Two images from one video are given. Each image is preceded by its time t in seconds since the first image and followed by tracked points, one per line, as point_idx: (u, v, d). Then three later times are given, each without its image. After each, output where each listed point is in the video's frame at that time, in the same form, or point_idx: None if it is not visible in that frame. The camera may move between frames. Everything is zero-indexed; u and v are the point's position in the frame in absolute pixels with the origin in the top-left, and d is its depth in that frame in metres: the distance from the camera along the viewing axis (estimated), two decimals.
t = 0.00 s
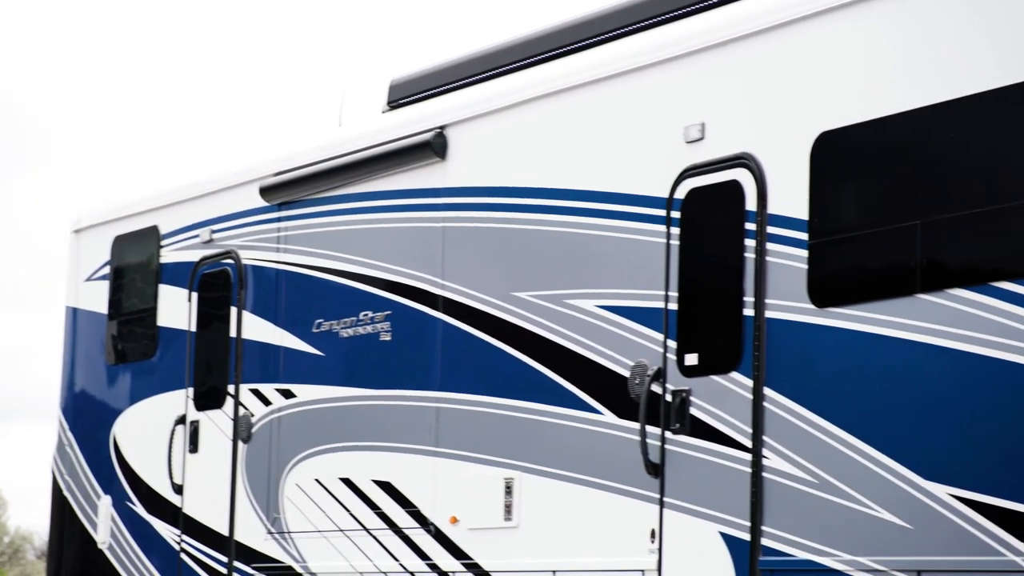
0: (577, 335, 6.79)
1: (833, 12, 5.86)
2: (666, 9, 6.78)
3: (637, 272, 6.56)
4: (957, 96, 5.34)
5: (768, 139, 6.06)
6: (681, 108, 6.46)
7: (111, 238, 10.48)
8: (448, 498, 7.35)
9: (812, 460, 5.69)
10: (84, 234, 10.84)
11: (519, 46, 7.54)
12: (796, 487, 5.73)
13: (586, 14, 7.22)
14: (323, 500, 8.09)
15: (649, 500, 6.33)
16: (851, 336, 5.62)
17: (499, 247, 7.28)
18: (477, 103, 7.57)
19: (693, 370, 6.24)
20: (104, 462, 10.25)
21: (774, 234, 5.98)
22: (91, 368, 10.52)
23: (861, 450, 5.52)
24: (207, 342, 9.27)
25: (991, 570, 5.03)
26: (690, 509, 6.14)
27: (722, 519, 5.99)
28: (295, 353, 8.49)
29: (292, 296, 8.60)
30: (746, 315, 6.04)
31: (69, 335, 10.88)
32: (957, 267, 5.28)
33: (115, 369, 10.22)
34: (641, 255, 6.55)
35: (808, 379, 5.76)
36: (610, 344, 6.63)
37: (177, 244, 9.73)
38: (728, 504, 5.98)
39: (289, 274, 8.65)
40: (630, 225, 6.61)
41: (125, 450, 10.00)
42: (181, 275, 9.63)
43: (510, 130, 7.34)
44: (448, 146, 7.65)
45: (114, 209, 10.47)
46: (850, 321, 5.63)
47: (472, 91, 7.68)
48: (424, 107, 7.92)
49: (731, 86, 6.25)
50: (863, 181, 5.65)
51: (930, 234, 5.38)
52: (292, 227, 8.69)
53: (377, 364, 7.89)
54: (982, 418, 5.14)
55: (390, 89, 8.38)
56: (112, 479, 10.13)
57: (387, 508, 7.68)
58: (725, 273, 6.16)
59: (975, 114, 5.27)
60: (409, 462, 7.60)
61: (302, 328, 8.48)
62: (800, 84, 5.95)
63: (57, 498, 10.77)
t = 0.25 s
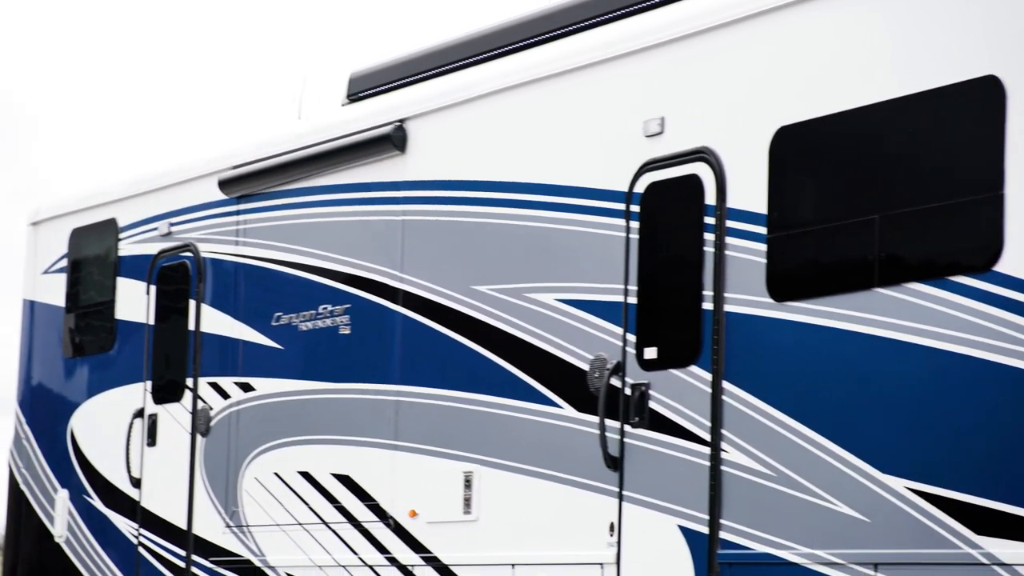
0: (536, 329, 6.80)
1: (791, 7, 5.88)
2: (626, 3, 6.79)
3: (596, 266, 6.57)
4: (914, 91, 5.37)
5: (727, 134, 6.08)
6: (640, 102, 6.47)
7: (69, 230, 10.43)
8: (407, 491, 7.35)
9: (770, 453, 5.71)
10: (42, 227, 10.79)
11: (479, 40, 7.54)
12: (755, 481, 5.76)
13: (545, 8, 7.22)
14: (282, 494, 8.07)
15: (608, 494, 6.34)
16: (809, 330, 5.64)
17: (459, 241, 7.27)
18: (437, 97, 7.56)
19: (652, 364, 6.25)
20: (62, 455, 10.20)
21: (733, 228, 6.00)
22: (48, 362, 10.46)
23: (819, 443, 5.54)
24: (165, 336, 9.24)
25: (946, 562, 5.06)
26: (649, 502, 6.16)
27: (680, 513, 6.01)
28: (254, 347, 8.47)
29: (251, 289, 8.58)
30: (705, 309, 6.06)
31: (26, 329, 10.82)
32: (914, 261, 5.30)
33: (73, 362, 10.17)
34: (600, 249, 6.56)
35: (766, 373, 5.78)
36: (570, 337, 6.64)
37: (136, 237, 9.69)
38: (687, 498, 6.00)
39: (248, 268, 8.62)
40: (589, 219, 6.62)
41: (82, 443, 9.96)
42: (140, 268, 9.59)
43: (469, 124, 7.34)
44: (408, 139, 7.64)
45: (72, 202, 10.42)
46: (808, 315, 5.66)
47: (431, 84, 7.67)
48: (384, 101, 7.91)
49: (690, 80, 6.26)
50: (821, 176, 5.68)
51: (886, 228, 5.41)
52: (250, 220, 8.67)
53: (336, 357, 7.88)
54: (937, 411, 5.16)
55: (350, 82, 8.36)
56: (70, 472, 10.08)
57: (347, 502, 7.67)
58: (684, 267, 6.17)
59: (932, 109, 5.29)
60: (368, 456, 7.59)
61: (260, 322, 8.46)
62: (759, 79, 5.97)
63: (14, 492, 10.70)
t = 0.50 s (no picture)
0: (496, 322, 6.80)
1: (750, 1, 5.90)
2: None
3: (555, 258, 6.57)
4: (872, 86, 5.39)
5: (686, 128, 6.09)
6: (599, 95, 6.48)
7: (25, 222, 10.37)
8: (366, 484, 7.34)
9: (729, 446, 5.73)
10: None
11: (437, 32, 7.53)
12: (714, 473, 5.77)
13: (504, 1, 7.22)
14: (240, 486, 8.06)
15: (567, 486, 6.35)
16: (767, 323, 5.66)
17: (418, 234, 7.26)
18: (396, 89, 7.55)
19: (612, 356, 6.27)
20: (18, 448, 10.15)
21: (692, 221, 6.01)
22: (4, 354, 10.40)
23: (777, 436, 5.56)
24: (122, 328, 9.20)
25: (902, 554, 5.08)
26: (608, 494, 6.17)
27: (639, 505, 6.02)
28: (212, 339, 8.44)
29: (209, 281, 8.55)
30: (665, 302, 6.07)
31: None
32: (872, 255, 5.33)
33: (29, 354, 10.12)
34: (559, 242, 6.56)
35: (725, 366, 5.79)
36: (529, 330, 6.64)
37: (93, 228, 9.64)
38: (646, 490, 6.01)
39: (206, 260, 8.60)
40: (549, 212, 6.63)
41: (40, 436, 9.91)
42: (97, 260, 9.55)
43: (429, 116, 7.33)
44: (366, 131, 7.63)
45: (28, 193, 10.36)
46: (766, 308, 5.67)
47: (390, 76, 7.66)
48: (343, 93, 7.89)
49: (648, 74, 6.27)
50: (780, 170, 5.69)
51: (844, 222, 5.43)
52: (208, 211, 8.64)
53: (295, 349, 7.86)
54: (894, 404, 5.18)
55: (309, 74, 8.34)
56: (26, 465, 10.03)
57: (306, 494, 7.66)
58: (644, 260, 6.19)
59: (890, 103, 5.31)
60: (327, 448, 7.58)
61: (219, 314, 8.44)
62: (717, 72, 5.98)
63: None
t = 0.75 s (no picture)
0: (453, 314, 6.80)
1: None
2: None
3: (514, 250, 6.57)
4: (830, 79, 5.41)
5: (644, 121, 6.10)
6: (558, 88, 6.48)
7: None
8: (324, 476, 7.33)
9: (686, 438, 5.75)
10: None
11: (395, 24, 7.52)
12: (671, 465, 5.79)
13: None
14: (197, 479, 8.03)
15: (525, 478, 6.36)
16: (724, 315, 5.68)
17: (376, 226, 7.25)
18: (354, 81, 7.53)
19: (570, 348, 6.27)
20: None
21: (650, 214, 6.03)
22: None
23: (734, 428, 5.58)
24: (78, 319, 9.16)
25: (857, 546, 5.11)
26: (566, 487, 6.18)
27: (597, 497, 6.04)
28: (170, 331, 8.41)
29: (166, 272, 8.52)
30: (623, 294, 6.08)
31: None
32: (828, 247, 5.35)
33: None
34: (518, 234, 6.56)
35: (682, 358, 5.81)
36: (487, 322, 6.64)
37: (48, 220, 9.59)
38: (604, 482, 6.02)
39: (163, 251, 8.56)
40: (508, 205, 6.63)
41: None
42: (53, 251, 9.50)
43: (388, 108, 7.32)
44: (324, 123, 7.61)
45: None
46: (723, 301, 5.69)
47: (348, 68, 7.64)
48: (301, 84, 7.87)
49: (606, 67, 6.28)
50: (738, 163, 5.71)
51: (802, 215, 5.45)
52: (166, 203, 8.60)
53: (253, 341, 7.84)
54: (869, 401, 5.14)
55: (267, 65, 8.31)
56: None
57: (263, 487, 7.64)
58: (602, 252, 6.19)
59: (847, 96, 5.34)
60: (285, 441, 7.57)
61: (176, 306, 8.41)
62: (675, 66, 5.99)
63: None
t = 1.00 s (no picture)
0: (412, 305, 6.79)
1: None
2: None
3: (473, 241, 6.57)
4: (787, 70, 5.43)
5: (602, 112, 6.11)
6: (516, 79, 6.48)
7: None
8: (281, 467, 7.31)
9: (644, 429, 5.77)
10: None
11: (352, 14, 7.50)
12: (629, 456, 5.80)
13: None
14: (154, 470, 8.00)
15: (483, 469, 6.36)
16: (681, 307, 5.69)
17: (335, 216, 7.24)
18: (312, 71, 7.52)
19: (529, 339, 6.28)
20: None
21: (609, 205, 6.04)
22: None
23: (691, 419, 5.60)
24: (34, 310, 9.11)
25: (814, 536, 5.12)
26: (524, 478, 6.19)
27: (555, 488, 6.04)
28: (127, 321, 8.38)
29: (123, 263, 8.48)
30: (581, 285, 6.09)
31: None
32: (787, 239, 5.37)
33: None
34: (476, 225, 6.56)
35: (640, 349, 5.82)
36: (446, 314, 6.64)
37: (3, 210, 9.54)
38: (562, 473, 6.03)
39: (120, 241, 8.52)
40: (466, 196, 6.63)
41: None
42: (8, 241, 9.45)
43: (346, 99, 7.30)
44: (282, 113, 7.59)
45: None
46: (681, 292, 5.70)
47: (306, 58, 7.62)
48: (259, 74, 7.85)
49: (564, 58, 6.29)
50: (697, 154, 5.73)
51: (760, 207, 5.47)
52: (123, 193, 8.57)
53: (210, 332, 7.82)
54: (865, 401, 5.04)
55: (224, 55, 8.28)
56: None
57: (221, 478, 7.62)
58: (560, 244, 6.20)
59: (805, 88, 5.35)
60: (242, 431, 7.55)
61: (133, 296, 8.37)
62: (634, 58, 6.00)
63: None
